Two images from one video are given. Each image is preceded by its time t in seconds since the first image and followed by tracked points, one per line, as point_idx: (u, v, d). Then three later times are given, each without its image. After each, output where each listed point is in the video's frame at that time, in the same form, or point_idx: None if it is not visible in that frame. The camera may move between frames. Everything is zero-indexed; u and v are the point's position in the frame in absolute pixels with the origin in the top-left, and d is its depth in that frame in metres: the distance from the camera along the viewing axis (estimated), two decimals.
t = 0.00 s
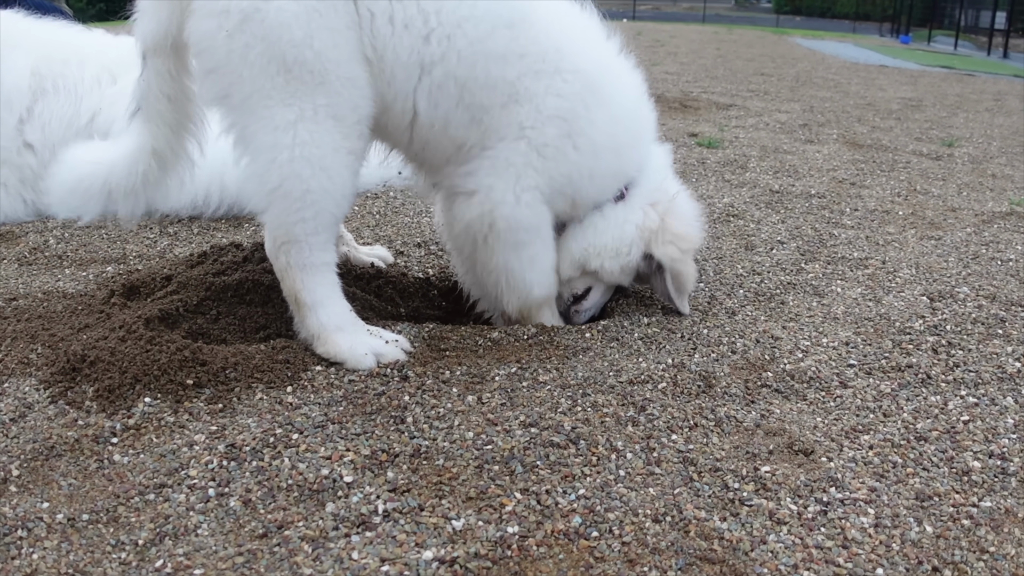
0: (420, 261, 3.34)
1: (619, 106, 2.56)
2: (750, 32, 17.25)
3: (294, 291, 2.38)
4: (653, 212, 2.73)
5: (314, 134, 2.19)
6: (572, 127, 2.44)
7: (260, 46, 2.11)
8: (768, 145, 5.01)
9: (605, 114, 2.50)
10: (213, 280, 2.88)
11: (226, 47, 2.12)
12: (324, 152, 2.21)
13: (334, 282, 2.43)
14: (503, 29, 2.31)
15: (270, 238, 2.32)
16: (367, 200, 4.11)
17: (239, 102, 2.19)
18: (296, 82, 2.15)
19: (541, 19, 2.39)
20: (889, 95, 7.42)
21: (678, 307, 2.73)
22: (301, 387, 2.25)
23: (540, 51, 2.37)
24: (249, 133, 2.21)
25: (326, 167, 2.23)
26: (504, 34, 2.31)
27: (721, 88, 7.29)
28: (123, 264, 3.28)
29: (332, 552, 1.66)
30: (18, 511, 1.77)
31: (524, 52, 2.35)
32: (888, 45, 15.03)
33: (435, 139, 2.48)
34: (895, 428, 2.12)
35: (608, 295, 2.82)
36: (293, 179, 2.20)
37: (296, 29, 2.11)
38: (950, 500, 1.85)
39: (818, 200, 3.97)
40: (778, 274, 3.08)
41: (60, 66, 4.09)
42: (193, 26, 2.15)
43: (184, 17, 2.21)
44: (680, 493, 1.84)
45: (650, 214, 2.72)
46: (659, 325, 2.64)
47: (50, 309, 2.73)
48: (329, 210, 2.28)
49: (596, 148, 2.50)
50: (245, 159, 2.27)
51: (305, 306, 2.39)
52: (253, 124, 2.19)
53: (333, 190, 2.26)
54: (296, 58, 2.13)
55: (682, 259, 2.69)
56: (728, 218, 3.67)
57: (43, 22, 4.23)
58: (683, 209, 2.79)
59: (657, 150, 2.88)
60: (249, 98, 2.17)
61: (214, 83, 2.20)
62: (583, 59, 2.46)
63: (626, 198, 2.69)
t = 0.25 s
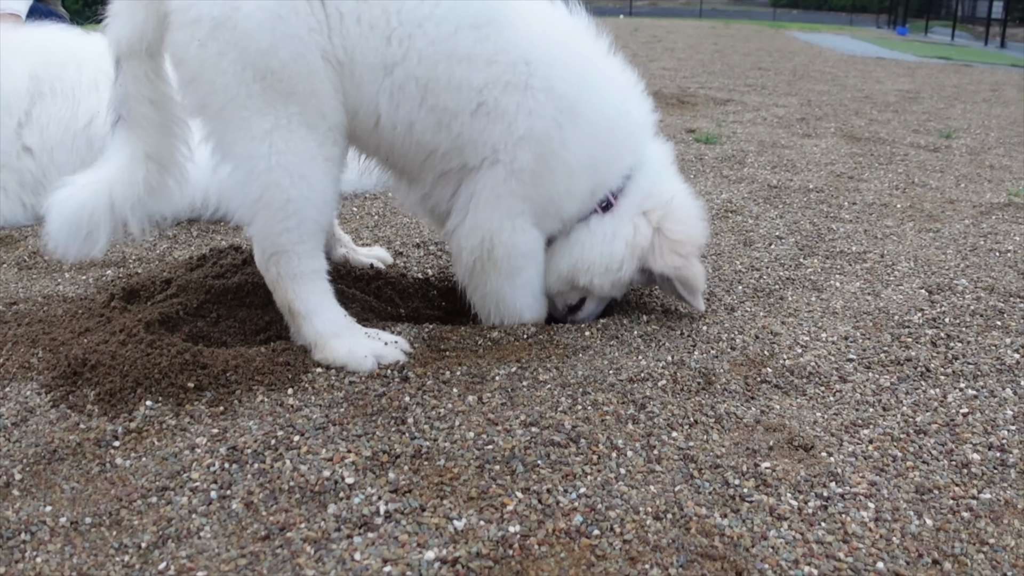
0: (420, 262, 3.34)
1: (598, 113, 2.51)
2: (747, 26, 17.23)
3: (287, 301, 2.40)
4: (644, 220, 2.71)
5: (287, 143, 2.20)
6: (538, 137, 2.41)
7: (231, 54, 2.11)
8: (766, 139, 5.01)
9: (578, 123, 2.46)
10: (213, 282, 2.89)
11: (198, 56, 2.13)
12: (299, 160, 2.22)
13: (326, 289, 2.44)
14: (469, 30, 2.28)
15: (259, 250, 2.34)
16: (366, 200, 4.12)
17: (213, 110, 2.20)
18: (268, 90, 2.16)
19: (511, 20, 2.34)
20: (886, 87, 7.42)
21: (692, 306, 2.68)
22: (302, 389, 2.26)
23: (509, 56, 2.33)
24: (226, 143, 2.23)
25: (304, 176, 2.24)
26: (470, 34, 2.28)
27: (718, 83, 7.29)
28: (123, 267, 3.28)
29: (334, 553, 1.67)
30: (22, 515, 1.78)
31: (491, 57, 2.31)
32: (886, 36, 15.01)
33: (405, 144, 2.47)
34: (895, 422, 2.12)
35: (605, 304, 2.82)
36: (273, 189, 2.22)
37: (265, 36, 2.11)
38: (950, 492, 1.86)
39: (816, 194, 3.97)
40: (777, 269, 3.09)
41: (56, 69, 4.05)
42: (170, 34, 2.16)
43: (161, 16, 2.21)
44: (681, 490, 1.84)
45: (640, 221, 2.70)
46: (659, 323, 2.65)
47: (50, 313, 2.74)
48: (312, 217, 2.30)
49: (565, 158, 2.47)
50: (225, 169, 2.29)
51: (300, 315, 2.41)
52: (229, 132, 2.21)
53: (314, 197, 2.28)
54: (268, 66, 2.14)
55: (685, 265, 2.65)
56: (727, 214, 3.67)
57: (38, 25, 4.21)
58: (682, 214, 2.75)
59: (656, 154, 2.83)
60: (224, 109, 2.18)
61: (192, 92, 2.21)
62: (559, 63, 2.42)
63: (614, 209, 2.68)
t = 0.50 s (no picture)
0: (420, 269, 3.35)
1: (580, 121, 2.43)
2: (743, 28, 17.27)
3: (288, 312, 2.42)
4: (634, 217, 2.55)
5: (276, 155, 2.22)
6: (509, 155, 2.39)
7: (217, 70, 2.15)
8: (764, 142, 5.02)
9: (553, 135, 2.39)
10: (215, 292, 2.89)
11: (185, 73, 2.17)
12: (288, 172, 2.24)
13: (326, 299, 2.46)
14: (440, 51, 2.29)
15: (257, 265, 2.37)
16: (365, 209, 4.13)
17: (201, 126, 2.23)
18: (255, 104, 2.19)
19: (485, 37, 2.33)
20: (883, 88, 7.43)
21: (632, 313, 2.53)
22: (305, 399, 2.26)
23: (480, 76, 2.33)
24: (216, 159, 2.25)
25: (292, 189, 2.25)
26: (442, 55, 2.29)
27: (716, 86, 7.31)
28: (124, 278, 3.29)
29: (338, 563, 1.67)
30: (27, 527, 1.79)
31: (463, 78, 2.32)
32: (882, 37, 15.04)
33: (388, 162, 2.52)
34: (896, 424, 2.13)
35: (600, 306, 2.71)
36: (264, 202, 2.23)
37: (249, 53, 2.15)
38: (952, 493, 1.86)
39: (815, 197, 3.98)
40: (776, 272, 3.09)
41: (55, 80, 4.08)
42: (155, 51, 2.22)
43: (143, 35, 2.29)
44: (684, 495, 1.85)
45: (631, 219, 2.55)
46: (660, 327, 2.66)
47: (52, 325, 2.74)
48: (305, 227, 2.31)
49: (538, 173, 2.40)
50: (217, 185, 2.32)
51: (300, 326, 2.42)
52: (219, 147, 2.23)
53: (306, 208, 2.29)
54: (254, 81, 2.17)
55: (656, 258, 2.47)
56: (726, 217, 3.68)
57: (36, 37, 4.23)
58: (683, 217, 2.56)
59: (666, 151, 2.67)
60: (211, 124, 2.21)
61: (179, 109, 2.26)
62: (534, 81, 2.38)
63: (608, 207, 2.54)
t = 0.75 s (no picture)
0: (423, 284, 3.35)
1: (584, 120, 2.38)
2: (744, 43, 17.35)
3: (289, 327, 2.42)
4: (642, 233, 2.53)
5: (271, 168, 2.23)
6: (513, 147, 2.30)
7: (212, 83, 2.16)
8: (765, 156, 5.03)
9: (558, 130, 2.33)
10: (218, 308, 2.90)
11: (179, 86, 2.18)
12: (284, 185, 2.24)
13: (327, 313, 2.46)
14: (440, 52, 2.28)
15: (258, 280, 2.38)
16: (368, 224, 4.14)
17: (196, 139, 2.24)
18: (249, 117, 2.20)
19: (483, 39, 2.33)
20: (884, 102, 7.45)
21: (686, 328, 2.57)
22: (307, 415, 2.26)
23: (480, 72, 2.30)
24: (212, 172, 2.26)
25: (288, 203, 2.25)
26: (443, 54, 2.28)
27: (717, 101, 7.33)
28: (127, 294, 3.30)
29: None
30: (28, 544, 1.78)
31: (462, 76, 2.29)
32: (882, 51, 15.10)
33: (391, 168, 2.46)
34: (901, 438, 2.12)
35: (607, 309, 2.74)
36: (261, 216, 2.24)
37: (244, 64, 2.16)
38: (959, 508, 1.85)
39: (817, 210, 3.98)
40: (779, 286, 3.09)
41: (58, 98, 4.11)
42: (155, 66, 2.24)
43: (143, 50, 2.31)
44: (688, 510, 1.83)
45: (640, 233, 2.52)
46: (663, 342, 2.65)
47: (55, 341, 2.75)
48: (304, 240, 2.31)
49: (545, 166, 2.32)
50: (214, 200, 2.32)
51: (302, 340, 2.42)
52: (214, 160, 2.24)
53: (303, 222, 2.29)
54: (249, 93, 2.18)
55: (678, 289, 2.51)
56: (728, 231, 3.69)
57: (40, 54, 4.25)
58: (691, 230, 2.53)
59: (669, 158, 2.63)
60: (206, 136, 2.22)
61: (175, 122, 2.26)
62: (538, 80, 2.35)
63: (616, 214, 2.52)
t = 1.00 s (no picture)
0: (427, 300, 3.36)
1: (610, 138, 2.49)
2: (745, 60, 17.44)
3: (298, 340, 2.43)
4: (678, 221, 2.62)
5: (284, 184, 2.24)
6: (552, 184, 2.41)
7: (231, 100, 2.19)
8: (767, 172, 5.05)
9: (591, 163, 2.46)
10: (222, 324, 2.90)
11: (199, 101, 2.21)
12: (297, 201, 2.25)
13: (336, 328, 2.46)
14: (477, 85, 2.32)
15: (268, 292, 2.38)
16: (371, 240, 4.15)
17: (216, 154, 2.27)
18: (265, 134, 2.22)
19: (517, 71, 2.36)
20: (886, 118, 7.47)
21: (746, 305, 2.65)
22: (312, 431, 2.26)
23: (516, 109, 2.36)
24: (229, 187, 2.29)
25: (301, 220, 2.27)
26: (479, 88, 2.32)
27: (719, 118, 7.36)
28: (131, 310, 3.31)
29: None
30: (32, 561, 1.78)
31: (498, 111, 2.34)
32: (883, 68, 15.16)
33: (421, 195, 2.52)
34: (908, 454, 2.11)
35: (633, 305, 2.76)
36: (275, 231, 2.25)
37: (263, 83, 2.18)
38: (966, 524, 1.84)
39: (820, 226, 3.99)
40: (783, 302, 3.09)
41: (64, 115, 4.14)
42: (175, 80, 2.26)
43: (163, 63, 2.33)
44: (694, 527, 1.83)
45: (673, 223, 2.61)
46: (667, 358, 2.66)
47: (59, 357, 2.75)
48: (316, 255, 2.32)
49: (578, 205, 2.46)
50: (230, 214, 2.35)
51: (309, 354, 2.42)
52: (230, 174, 2.27)
53: (316, 238, 2.30)
54: (266, 111, 2.20)
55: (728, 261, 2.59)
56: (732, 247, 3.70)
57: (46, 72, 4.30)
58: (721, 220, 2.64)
59: (689, 158, 2.75)
60: (225, 153, 2.25)
61: (196, 135, 2.29)
62: (567, 112, 2.42)
63: (647, 214, 2.61)
